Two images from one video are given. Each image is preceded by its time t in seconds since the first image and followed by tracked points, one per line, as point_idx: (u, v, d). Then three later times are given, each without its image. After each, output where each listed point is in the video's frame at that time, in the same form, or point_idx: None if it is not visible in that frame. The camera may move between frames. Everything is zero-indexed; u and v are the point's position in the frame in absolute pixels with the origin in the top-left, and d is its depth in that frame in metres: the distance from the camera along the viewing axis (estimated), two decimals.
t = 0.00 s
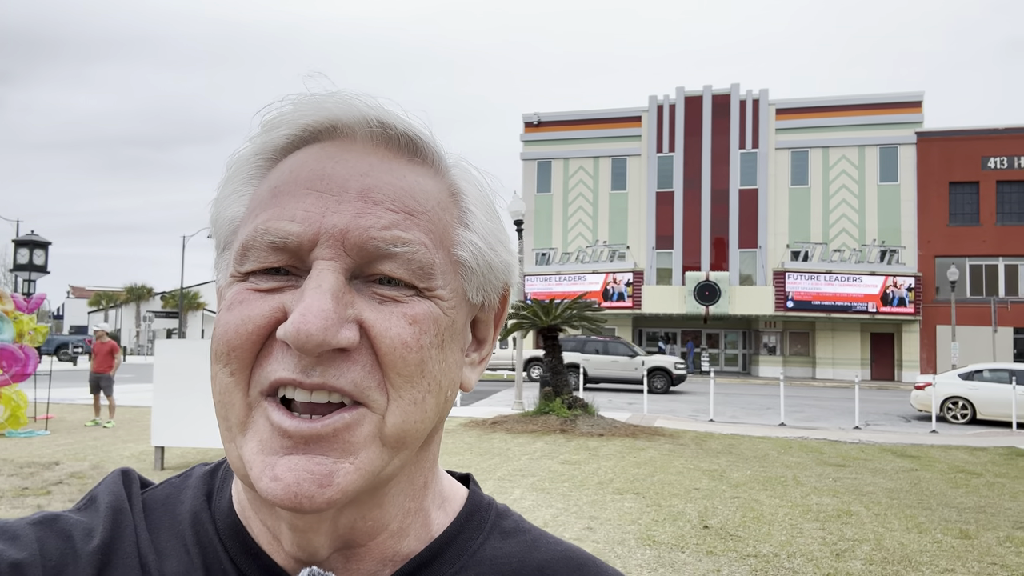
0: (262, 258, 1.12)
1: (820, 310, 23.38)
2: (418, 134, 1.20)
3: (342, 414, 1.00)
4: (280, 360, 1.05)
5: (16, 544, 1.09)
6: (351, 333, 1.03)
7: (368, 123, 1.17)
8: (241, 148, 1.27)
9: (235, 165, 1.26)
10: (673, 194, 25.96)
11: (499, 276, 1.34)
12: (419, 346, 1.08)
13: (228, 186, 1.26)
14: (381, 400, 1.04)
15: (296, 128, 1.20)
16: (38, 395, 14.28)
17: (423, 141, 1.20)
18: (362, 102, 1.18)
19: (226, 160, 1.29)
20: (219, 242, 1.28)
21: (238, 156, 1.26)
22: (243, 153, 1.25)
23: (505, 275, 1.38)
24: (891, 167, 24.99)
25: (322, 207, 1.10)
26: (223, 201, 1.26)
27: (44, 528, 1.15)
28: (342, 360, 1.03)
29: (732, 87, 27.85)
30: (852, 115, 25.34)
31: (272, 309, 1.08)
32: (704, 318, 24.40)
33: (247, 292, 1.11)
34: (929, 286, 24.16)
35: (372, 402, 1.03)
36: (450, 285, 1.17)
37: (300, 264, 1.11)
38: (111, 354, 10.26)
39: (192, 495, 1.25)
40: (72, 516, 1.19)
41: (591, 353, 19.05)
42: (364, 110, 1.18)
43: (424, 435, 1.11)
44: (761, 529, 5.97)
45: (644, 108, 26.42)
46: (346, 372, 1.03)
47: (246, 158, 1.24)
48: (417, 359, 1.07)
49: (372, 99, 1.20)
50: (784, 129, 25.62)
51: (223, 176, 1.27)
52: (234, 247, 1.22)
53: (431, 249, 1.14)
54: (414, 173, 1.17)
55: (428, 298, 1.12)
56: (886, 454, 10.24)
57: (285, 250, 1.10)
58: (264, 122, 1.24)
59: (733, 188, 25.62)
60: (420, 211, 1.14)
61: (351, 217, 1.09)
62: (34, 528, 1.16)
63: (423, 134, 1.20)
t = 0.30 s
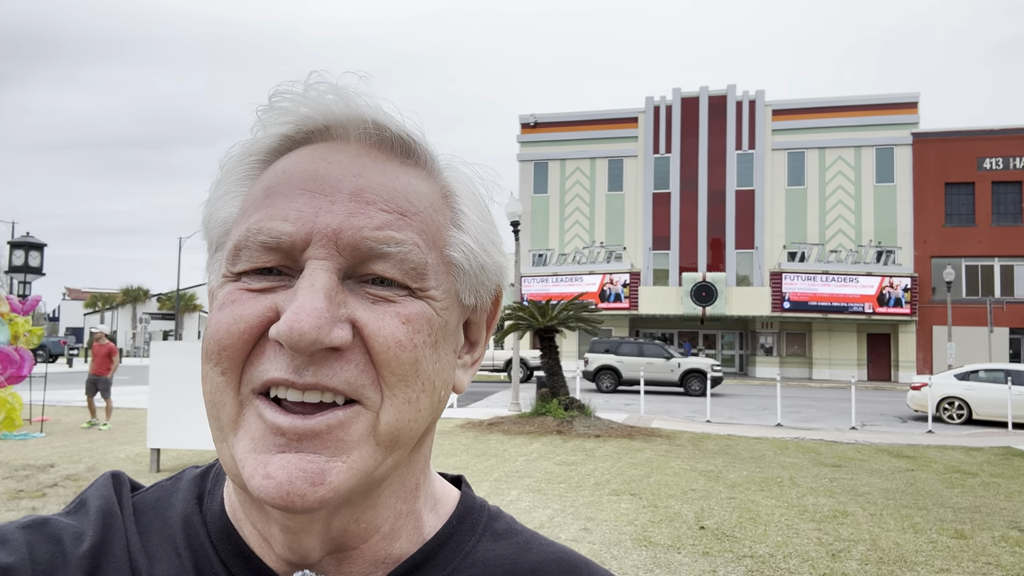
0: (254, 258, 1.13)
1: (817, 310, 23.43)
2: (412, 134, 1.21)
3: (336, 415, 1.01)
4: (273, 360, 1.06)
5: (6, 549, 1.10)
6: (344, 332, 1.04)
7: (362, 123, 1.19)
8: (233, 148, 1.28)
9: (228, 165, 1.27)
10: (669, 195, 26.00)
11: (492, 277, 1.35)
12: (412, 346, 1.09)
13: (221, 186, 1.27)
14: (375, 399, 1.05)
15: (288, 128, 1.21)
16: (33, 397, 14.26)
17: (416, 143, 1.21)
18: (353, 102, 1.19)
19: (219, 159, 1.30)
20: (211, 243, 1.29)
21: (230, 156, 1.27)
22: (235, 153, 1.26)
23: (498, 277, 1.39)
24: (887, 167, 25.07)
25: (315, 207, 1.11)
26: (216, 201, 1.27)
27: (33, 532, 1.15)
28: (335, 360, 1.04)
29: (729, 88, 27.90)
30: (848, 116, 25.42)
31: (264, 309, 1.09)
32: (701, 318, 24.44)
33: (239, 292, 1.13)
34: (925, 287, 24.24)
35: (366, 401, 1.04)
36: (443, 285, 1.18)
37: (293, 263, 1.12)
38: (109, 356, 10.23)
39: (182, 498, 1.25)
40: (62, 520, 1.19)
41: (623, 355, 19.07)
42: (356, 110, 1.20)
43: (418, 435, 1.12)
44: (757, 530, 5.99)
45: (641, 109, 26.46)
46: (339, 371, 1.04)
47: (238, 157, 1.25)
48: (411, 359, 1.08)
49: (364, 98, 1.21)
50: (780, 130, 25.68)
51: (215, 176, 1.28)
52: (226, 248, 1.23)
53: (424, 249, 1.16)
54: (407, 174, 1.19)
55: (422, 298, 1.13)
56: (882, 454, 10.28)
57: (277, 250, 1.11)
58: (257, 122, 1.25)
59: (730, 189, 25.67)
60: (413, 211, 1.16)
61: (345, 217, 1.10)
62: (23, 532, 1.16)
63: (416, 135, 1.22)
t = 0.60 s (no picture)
0: (250, 255, 1.15)
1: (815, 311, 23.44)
2: (408, 132, 1.22)
3: (333, 412, 1.03)
4: (268, 357, 1.08)
5: (4, 545, 1.11)
6: (340, 329, 1.05)
7: (358, 120, 1.20)
8: (231, 146, 1.29)
9: (224, 162, 1.28)
10: (668, 196, 26.04)
11: (488, 275, 1.37)
12: (409, 343, 1.10)
13: (217, 183, 1.29)
14: (370, 396, 1.06)
15: (284, 124, 1.22)
16: (32, 399, 14.24)
17: (412, 140, 1.23)
18: (350, 99, 1.21)
19: (216, 157, 1.31)
20: (208, 240, 1.30)
21: (227, 154, 1.29)
22: (232, 150, 1.27)
23: (495, 274, 1.41)
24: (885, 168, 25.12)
25: (311, 204, 1.13)
26: (212, 198, 1.29)
27: (31, 529, 1.16)
28: (331, 357, 1.05)
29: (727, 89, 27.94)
30: (847, 117, 25.46)
31: (260, 306, 1.11)
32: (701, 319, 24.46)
33: (235, 289, 1.14)
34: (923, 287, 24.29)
35: (362, 398, 1.06)
36: (440, 282, 1.20)
37: (289, 261, 1.13)
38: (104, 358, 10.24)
39: (180, 495, 1.26)
40: (60, 516, 1.20)
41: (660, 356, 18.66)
42: (352, 107, 1.21)
43: (414, 431, 1.14)
44: (755, 530, 6.02)
45: (640, 111, 26.49)
46: (336, 368, 1.05)
47: (235, 154, 1.27)
48: (407, 355, 1.09)
49: (361, 95, 1.22)
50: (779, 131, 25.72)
51: (212, 175, 1.29)
52: (222, 245, 1.24)
53: (420, 246, 1.17)
54: (403, 171, 1.20)
55: (418, 295, 1.14)
56: (880, 455, 10.31)
57: (273, 247, 1.13)
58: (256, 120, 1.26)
59: (728, 189, 25.70)
60: (410, 208, 1.17)
61: (341, 214, 1.11)
62: (21, 528, 1.17)
63: (413, 132, 1.23)
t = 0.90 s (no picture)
0: (239, 251, 1.15)
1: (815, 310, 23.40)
2: (398, 129, 1.23)
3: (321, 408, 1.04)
4: (257, 353, 1.08)
5: None
6: (328, 325, 1.06)
7: (349, 116, 1.21)
8: (222, 142, 1.30)
9: (215, 159, 1.29)
10: (668, 196, 26.04)
11: (481, 271, 1.37)
12: (399, 340, 1.11)
13: (207, 181, 1.30)
14: (359, 392, 1.07)
15: (276, 119, 1.23)
16: (33, 401, 14.27)
17: (403, 137, 1.23)
18: (340, 94, 1.22)
19: (207, 154, 1.32)
20: (198, 237, 1.31)
21: (218, 151, 1.29)
22: (223, 148, 1.28)
23: (488, 271, 1.41)
24: (885, 168, 25.12)
25: (300, 200, 1.14)
26: (202, 196, 1.30)
27: (23, 523, 1.17)
28: (319, 353, 1.06)
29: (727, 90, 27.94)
30: (847, 117, 25.45)
31: (249, 302, 1.11)
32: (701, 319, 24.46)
33: (224, 286, 1.14)
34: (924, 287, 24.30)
35: (350, 394, 1.06)
36: (431, 279, 1.20)
37: (278, 257, 1.14)
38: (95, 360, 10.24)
39: (174, 491, 1.27)
40: (52, 512, 1.21)
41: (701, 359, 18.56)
42: (342, 102, 1.22)
43: (404, 429, 1.14)
44: (756, 530, 6.02)
45: (640, 111, 26.50)
46: (324, 365, 1.06)
47: (226, 151, 1.28)
48: (397, 352, 1.10)
49: (352, 89, 1.23)
50: (778, 131, 25.72)
51: (202, 173, 1.30)
52: (212, 242, 1.25)
53: (410, 242, 1.18)
54: (393, 168, 1.21)
55: (408, 292, 1.15)
56: (880, 455, 10.31)
57: (262, 243, 1.13)
58: (247, 118, 1.27)
59: (728, 190, 25.72)
60: (399, 204, 1.18)
61: (329, 210, 1.12)
62: (14, 524, 1.17)
63: (404, 128, 1.24)
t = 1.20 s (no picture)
0: (237, 257, 1.17)
1: (815, 310, 23.39)
2: (395, 133, 1.24)
3: (317, 411, 1.04)
4: (254, 358, 1.09)
5: None
6: (326, 331, 1.07)
7: (346, 123, 1.22)
8: (220, 148, 1.31)
9: (212, 166, 1.30)
10: (669, 197, 26.05)
11: (478, 275, 1.38)
12: (396, 343, 1.12)
13: (205, 186, 1.31)
14: (355, 396, 1.08)
15: (274, 126, 1.25)
16: (35, 402, 14.31)
17: (400, 143, 1.25)
18: (337, 101, 1.23)
19: (205, 161, 1.33)
20: (197, 242, 1.32)
21: (216, 157, 1.31)
22: (221, 154, 1.30)
23: (485, 275, 1.42)
24: (886, 168, 25.11)
25: (298, 205, 1.15)
26: (199, 202, 1.31)
27: (23, 526, 1.18)
28: (316, 358, 1.07)
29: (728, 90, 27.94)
30: (847, 117, 25.43)
31: (247, 308, 1.12)
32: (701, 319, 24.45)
33: (223, 291, 1.16)
34: (925, 287, 24.31)
35: (347, 398, 1.07)
36: (428, 283, 1.22)
37: (275, 262, 1.15)
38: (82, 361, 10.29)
39: (173, 493, 1.28)
40: (52, 514, 1.22)
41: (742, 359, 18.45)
42: (339, 109, 1.24)
43: (401, 432, 1.15)
44: (756, 530, 6.02)
45: (640, 112, 26.51)
46: (321, 369, 1.07)
47: (224, 157, 1.29)
48: (394, 356, 1.11)
49: (349, 97, 1.25)
50: (779, 131, 25.72)
51: (202, 178, 1.31)
52: (211, 247, 1.26)
53: (407, 247, 1.19)
54: (390, 173, 1.22)
55: (405, 297, 1.16)
56: (882, 455, 10.30)
57: (260, 249, 1.14)
58: (244, 125, 1.28)
59: (729, 190, 25.72)
60: (397, 210, 1.19)
61: (327, 216, 1.13)
62: (13, 525, 1.19)
63: (400, 134, 1.25)
